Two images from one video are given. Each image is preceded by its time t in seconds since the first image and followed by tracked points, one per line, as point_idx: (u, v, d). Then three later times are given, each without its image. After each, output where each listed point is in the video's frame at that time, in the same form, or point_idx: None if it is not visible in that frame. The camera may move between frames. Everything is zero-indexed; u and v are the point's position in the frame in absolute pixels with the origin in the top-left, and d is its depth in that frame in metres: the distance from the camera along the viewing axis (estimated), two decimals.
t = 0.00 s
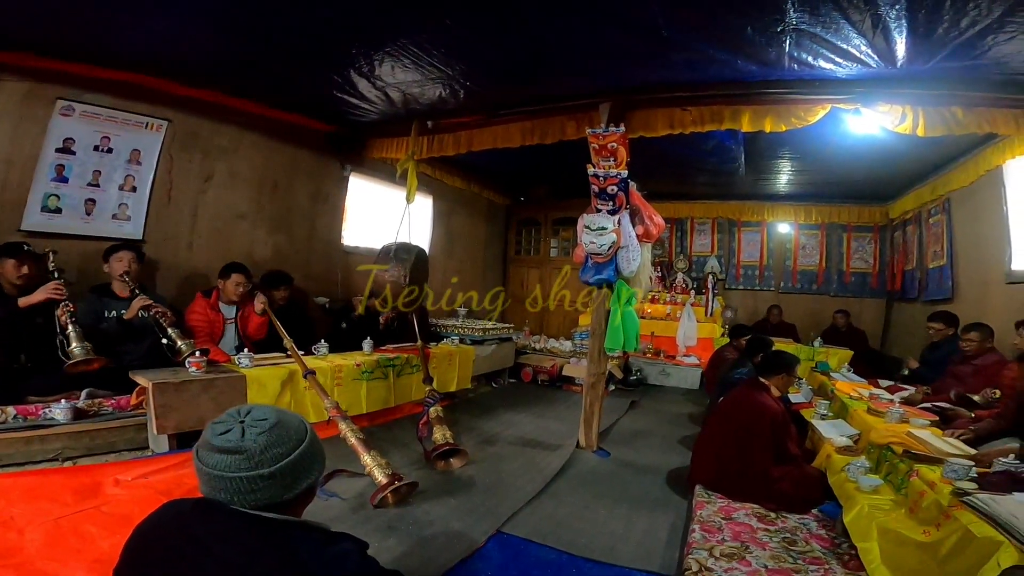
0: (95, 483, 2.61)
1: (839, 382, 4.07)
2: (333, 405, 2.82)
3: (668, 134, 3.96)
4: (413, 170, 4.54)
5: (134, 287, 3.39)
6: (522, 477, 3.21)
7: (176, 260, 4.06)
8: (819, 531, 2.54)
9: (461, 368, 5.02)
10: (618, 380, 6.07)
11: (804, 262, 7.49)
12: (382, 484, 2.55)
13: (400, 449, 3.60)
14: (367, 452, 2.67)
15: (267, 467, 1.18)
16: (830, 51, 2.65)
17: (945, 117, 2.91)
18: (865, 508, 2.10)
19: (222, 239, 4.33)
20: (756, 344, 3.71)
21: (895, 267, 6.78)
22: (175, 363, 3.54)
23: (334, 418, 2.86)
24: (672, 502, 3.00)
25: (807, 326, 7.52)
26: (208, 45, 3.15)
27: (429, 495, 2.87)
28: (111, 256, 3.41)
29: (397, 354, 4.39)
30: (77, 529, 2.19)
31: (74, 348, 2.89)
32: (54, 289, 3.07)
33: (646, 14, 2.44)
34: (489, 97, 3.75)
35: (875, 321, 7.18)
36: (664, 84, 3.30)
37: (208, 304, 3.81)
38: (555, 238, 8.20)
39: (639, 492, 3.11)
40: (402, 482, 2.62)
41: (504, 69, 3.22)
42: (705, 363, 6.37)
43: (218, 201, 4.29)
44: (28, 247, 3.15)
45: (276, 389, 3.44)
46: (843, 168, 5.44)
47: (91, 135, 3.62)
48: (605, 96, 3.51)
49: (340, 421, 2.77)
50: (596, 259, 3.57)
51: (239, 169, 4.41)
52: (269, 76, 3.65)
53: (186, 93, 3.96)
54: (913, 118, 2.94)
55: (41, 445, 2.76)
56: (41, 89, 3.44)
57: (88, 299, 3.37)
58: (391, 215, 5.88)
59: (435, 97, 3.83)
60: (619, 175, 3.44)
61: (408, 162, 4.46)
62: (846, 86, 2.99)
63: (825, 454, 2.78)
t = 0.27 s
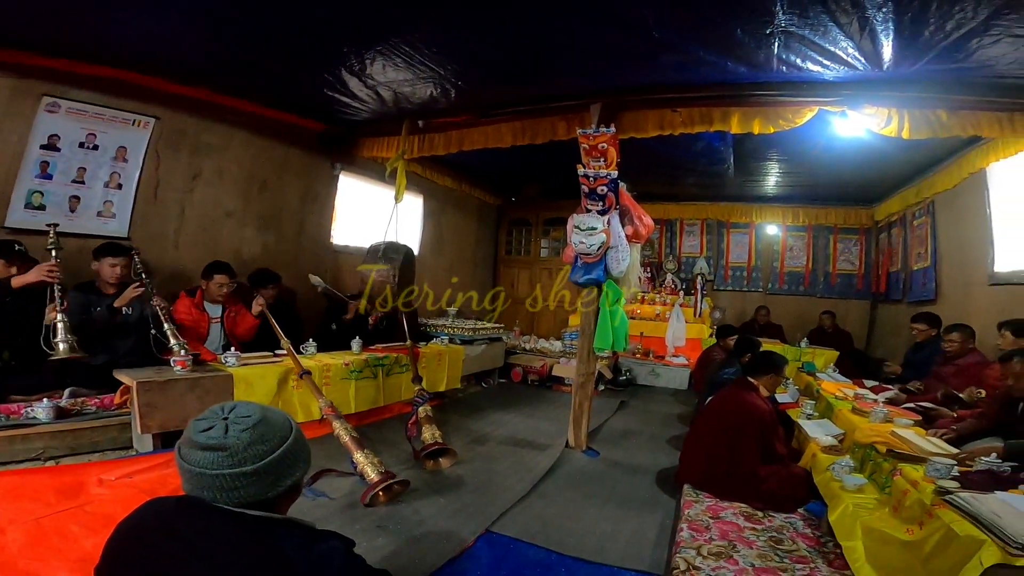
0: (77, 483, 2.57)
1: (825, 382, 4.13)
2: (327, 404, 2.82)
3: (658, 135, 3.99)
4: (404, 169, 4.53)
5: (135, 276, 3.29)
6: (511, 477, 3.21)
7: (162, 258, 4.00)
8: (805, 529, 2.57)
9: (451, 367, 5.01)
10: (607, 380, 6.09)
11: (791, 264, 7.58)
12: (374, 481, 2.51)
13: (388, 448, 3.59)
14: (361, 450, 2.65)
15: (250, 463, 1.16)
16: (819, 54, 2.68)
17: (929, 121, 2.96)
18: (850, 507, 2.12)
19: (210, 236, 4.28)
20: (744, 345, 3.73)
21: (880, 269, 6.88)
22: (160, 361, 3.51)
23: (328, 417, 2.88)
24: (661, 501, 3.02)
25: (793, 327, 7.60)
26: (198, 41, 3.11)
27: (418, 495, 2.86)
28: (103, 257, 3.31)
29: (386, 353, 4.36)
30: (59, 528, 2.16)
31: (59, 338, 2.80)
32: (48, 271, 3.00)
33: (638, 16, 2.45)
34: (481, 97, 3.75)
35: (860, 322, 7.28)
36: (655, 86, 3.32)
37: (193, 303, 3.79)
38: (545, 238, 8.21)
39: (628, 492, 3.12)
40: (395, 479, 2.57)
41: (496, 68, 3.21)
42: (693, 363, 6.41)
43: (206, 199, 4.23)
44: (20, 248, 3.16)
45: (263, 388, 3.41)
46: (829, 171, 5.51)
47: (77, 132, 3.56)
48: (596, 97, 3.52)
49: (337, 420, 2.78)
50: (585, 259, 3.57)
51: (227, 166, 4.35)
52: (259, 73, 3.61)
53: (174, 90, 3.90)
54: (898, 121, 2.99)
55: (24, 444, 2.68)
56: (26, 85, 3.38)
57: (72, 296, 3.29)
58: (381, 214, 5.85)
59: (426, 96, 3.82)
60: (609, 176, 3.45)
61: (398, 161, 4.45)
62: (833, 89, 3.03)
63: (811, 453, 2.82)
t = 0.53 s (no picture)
0: (55, 484, 2.52)
1: (807, 375, 4.20)
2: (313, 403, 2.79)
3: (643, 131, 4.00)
4: (388, 165, 4.49)
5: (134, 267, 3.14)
6: (498, 473, 3.22)
7: (140, 256, 3.91)
8: (788, 522, 2.62)
9: (437, 364, 4.99)
10: (593, 375, 6.13)
11: (774, 259, 7.68)
12: (358, 479, 2.45)
13: (374, 447, 3.56)
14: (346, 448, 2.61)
15: (225, 460, 1.11)
16: (800, 50, 2.71)
17: (907, 117, 3.01)
18: (831, 500, 2.16)
19: (189, 234, 4.20)
20: (728, 339, 3.79)
21: (859, 263, 7.01)
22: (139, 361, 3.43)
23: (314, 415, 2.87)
24: (647, 495, 3.05)
25: (776, 321, 7.72)
26: (175, 36, 3.04)
27: (404, 492, 2.85)
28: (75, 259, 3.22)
29: (371, 350, 4.33)
30: (38, 530, 2.11)
31: (60, 332, 2.81)
32: (43, 263, 2.95)
33: (623, 11, 2.45)
34: (465, 93, 3.73)
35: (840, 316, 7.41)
36: (639, 82, 3.33)
37: (170, 302, 3.72)
38: (531, 234, 8.20)
39: (614, 487, 3.15)
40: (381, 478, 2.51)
41: (481, 64, 3.19)
42: (678, 358, 6.48)
43: (185, 196, 4.15)
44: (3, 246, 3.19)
45: (245, 386, 3.37)
46: (810, 166, 5.59)
47: (51, 128, 3.46)
48: (580, 93, 3.53)
49: (322, 417, 2.75)
50: (569, 255, 3.59)
51: (207, 162, 4.27)
52: (238, 68, 3.54)
53: (151, 85, 3.81)
54: (877, 117, 3.04)
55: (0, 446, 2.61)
56: None
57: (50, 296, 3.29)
58: (365, 211, 5.79)
59: (411, 92, 3.78)
60: (594, 171, 3.45)
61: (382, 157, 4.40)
62: (813, 86, 3.07)
63: (792, 446, 2.87)
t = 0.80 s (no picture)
0: (35, 486, 2.46)
1: (791, 371, 4.25)
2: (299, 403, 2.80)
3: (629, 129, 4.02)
4: (374, 164, 4.46)
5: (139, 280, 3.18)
6: (487, 471, 3.21)
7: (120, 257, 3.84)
8: (775, 517, 2.64)
9: (424, 363, 4.97)
10: (582, 373, 6.16)
11: (758, 256, 7.78)
12: (344, 478, 2.49)
13: (362, 447, 3.54)
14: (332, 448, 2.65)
15: (203, 459, 1.08)
16: (782, 48, 2.74)
17: (887, 114, 3.06)
18: (817, 494, 2.20)
19: (171, 234, 4.12)
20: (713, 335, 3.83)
21: (842, 260, 7.12)
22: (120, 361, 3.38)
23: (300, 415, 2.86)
24: (636, 493, 3.06)
25: (761, 317, 7.81)
26: (154, 33, 2.98)
27: (392, 492, 2.84)
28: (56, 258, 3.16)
29: (357, 350, 4.29)
30: (18, 533, 2.07)
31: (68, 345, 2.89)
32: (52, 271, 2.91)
33: (608, 9, 2.46)
34: (452, 91, 3.71)
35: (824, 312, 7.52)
36: (625, 80, 3.34)
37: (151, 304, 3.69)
38: (518, 233, 8.20)
39: (603, 484, 3.16)
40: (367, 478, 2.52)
41: (468, 62, 3.17)
42: (665, 355, 6.53)
43: (166, 196, 4.07)
44: None
45: (229, 387, 3.32)
46: (793, 164, 5.66)
47: (28, 127, 3.38)
48: (566, 91, 3.54)
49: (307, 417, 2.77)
50: (556, 252, 3.60)
51: (188, 161, 4.20)
52: (220, 66, 3.49)
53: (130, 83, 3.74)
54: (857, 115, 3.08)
55: None
56: None
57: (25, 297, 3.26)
58: (352, 210, 5.74)
59: (396, 90, 3.75)
60: (580, 168, 3.46)
61: (368, 156, 4.36)
62: (795, 84, 3.10)
63: (778, 442, 2.91)
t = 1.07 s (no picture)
0: (13, 487, 2.41)
1: (776, 366, 4.31)
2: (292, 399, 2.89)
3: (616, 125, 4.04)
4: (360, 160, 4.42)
5: (134, 283, 3.12)
6: (475, 468, 3.21)
7: (99, 255, 3.75)
8: (761, 512, 2.66)
9: (412, 360, 4.95)
10: (570, 369, 6.18)
11: (744, 252, 7.86)
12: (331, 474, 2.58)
13: (349, 445, 3.51)
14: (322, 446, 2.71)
15: (180, 455, 1.07)
16: (767, 45, 2.75)
17: (869, 111, 3.09)
18: (802, 489, 2.24)
19: (152, 230, 4.04)
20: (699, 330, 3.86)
21: (825, 256, 7.23)
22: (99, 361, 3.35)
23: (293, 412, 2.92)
24: (623, 488, 3.08)
25: (746, 313, 7.91)
26: (132, 27, 2.91)
27: (380, 490, 2.82)
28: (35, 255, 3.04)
29: (343, 347, 4.26)
30: None
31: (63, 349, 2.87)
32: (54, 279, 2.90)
33: (596, 5, 2.45)
34: (439, 87, 3.68)
35: (808, 307, 7.63)
36: (612, 76, 3.35)
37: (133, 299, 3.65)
38: (506, 229, 8.18)
39: (591, 479, 3.18)
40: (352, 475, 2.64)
41: (455, 57, 3.15)
42: (653, 351, 6.58)
43: (146, 192, 3.99)
44: None
45: (212, 384, 3.28)
46: (778, 161, 5.73)
47: (3, 122, 3.29)
48: (553, 87, 3.53)
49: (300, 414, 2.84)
50: (543, 248, 3.59)
51: (170, 156, 4.12)
52: (202, 60, 3.42)
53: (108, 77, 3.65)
54: (840, 111, 3.11)
55: None
56: None
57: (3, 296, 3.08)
58: (338, 206, 5.69)
59: (383, 85, 3.71)
60: (566, 164, 3.46)
61: (354, 152, 4.32)
62: (780, 80, 3.13)
63: (764, 436, 2.94)
